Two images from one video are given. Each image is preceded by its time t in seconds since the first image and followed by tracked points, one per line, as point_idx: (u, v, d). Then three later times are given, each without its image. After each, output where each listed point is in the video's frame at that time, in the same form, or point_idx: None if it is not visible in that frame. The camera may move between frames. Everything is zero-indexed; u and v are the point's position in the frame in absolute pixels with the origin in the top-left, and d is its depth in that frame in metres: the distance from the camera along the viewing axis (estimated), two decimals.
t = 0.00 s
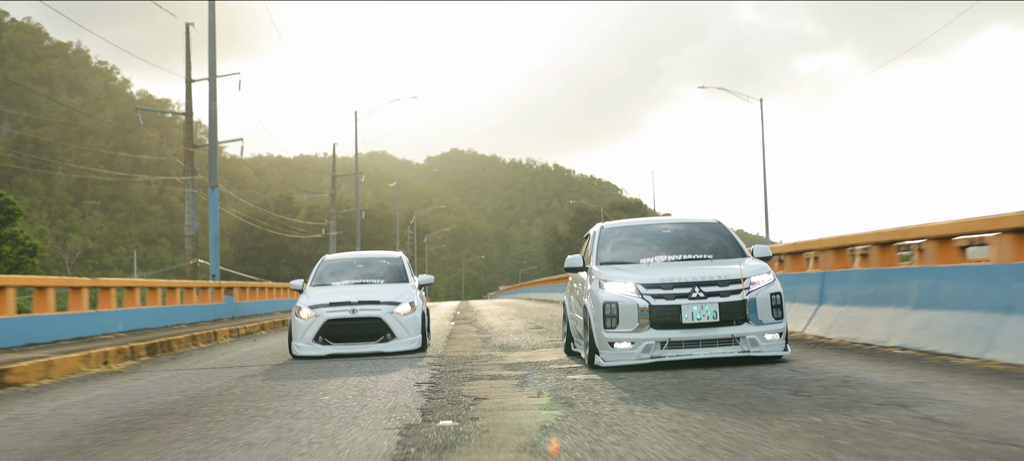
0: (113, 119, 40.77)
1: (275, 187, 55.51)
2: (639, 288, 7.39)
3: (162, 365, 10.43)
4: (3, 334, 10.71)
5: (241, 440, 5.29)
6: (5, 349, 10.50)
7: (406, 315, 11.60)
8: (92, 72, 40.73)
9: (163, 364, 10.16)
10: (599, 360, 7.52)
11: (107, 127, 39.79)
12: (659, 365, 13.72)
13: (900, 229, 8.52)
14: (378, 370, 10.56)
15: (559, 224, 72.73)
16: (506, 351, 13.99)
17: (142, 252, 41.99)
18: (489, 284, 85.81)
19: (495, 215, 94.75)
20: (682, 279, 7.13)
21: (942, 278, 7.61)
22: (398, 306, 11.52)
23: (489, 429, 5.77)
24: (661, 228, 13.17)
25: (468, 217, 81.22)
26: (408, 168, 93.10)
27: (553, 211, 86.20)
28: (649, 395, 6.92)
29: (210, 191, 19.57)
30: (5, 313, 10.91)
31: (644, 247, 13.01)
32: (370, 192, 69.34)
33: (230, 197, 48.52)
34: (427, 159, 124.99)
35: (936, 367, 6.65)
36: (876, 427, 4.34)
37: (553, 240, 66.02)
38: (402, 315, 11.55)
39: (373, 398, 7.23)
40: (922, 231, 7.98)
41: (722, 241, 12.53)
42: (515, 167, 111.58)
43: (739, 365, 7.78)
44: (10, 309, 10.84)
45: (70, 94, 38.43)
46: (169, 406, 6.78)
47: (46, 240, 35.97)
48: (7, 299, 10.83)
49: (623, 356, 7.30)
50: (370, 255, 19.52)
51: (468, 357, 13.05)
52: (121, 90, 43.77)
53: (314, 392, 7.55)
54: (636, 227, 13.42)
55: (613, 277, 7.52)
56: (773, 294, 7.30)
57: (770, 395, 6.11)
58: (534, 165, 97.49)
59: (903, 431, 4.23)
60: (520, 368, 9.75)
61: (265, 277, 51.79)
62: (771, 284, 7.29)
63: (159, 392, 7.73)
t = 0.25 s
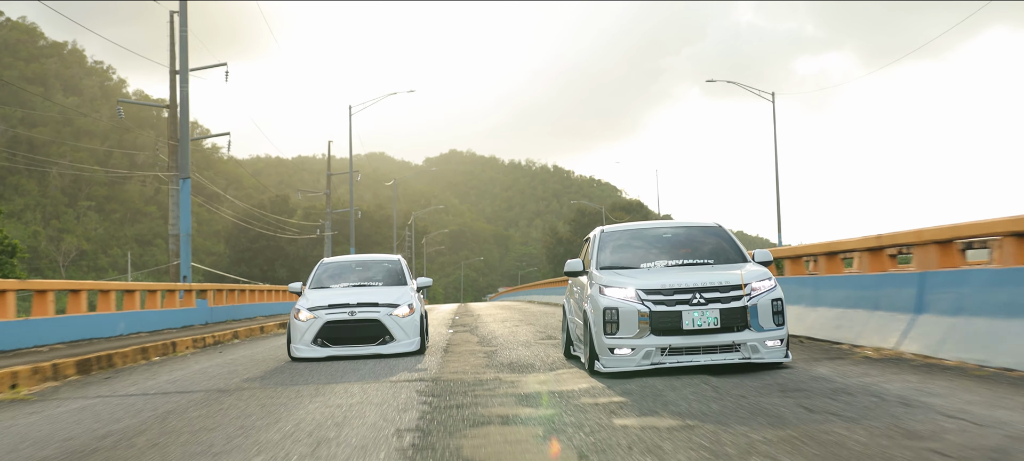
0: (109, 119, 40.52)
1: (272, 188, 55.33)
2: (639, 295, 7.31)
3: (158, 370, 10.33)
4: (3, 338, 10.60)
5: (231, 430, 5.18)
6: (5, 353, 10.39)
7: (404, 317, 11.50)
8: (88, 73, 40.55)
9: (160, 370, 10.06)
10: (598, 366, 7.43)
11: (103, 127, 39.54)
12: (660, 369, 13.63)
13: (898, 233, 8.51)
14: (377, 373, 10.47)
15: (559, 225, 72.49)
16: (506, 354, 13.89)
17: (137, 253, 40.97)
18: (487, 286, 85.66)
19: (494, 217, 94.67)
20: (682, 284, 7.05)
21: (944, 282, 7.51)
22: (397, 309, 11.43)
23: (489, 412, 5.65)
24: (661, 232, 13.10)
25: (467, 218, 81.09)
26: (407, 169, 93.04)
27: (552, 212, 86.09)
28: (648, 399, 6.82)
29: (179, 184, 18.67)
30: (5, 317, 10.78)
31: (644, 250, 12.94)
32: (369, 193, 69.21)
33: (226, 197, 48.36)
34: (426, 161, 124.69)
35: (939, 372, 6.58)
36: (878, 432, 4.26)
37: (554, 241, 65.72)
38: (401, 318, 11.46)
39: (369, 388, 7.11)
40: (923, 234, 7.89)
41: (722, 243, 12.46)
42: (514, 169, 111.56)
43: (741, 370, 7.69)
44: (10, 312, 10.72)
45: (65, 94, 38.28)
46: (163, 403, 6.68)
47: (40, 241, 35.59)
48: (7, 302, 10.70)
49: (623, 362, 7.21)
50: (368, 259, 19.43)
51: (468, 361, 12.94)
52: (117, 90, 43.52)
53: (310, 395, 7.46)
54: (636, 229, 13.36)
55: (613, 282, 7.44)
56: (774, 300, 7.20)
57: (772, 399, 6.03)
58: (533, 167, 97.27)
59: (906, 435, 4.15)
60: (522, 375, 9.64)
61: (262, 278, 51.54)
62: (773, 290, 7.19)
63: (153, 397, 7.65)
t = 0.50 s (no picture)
0: (106, 117, 40.12)
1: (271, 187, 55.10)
2: (641, 294, 7.23)
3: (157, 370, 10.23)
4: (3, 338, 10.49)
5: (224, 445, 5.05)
6: (4, 353, 10.28)
7: (404, 318, 11.40)
8: (85, 70, 40.21)
9: (157, 371, 9.96)
10: (601, 365, 7.35)
11: (99, 125, 39.27)
12: (662, 369, 13.56)
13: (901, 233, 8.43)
14: (378, 373, 10.37)
15: (560, 224, 72.24)
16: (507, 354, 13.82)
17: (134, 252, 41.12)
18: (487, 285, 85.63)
19: (494, 216, 94.57)
20: (684, 283, 6.95)
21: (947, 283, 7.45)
22: (397, 309, 11.33)
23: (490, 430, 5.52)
24: (663, 232, 13.00)
25: (467, 218, 80.88)
26: (406, 169, 92.89)
27: (552, 211, 85.90)
28: (651, 399, 6.74)
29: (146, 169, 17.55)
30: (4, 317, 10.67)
31: (646, 250, 12.84)
32: (368, 193, 69.02)
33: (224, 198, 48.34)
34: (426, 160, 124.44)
35: (945, 373, 6.51)
36: (886, 435, 4.20)
37: (555, 241, 65.46)
38: (401, 318, 11.35)
39: (363, 402, 7.01)
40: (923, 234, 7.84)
41: (723, 242, 12.36)
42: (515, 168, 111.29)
43: (746, 370, 7.63)
44: (9, 312, 10.59)
45: (61, 92, 37.97)
46: (155, 413, 6.58)
47: (34, 240, 35.09)
48: (6, 302, 10.57)
49: (625, 362, 7.12)
50: (368, 259, 19.32)
51: (469, 360, 12.83)
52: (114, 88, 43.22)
53: (307, 398, 7.36)
54: (637, 230, 13.27)
55: (615, 282, 7.35)
56: (778, 298, 7.11)
57: (777, 400, 5.96)
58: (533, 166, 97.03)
59: (914, 440, 4.09)
60: (527, 373, 9.54)
61: (259, 278, 51.20)
62: (775, 289, 7.09)
63: (149, 398, 7.54)
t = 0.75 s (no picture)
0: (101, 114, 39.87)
1: (269, 185, 54.88)
2: (645, 291, 7.15)
3: (158, 370, 10.11)
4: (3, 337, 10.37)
5: (227, 448, 4.98)
6: (4, 352, 10.15)
7: (404, 316, 11.29)
8: (80, 67, 39.95)
9: (158, 370, 9.87)
10: (604, 363, 7.26)
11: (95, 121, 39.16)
12: (667, 367, 13.49)
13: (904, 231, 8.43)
14: (378, 371, 10.25)
15: (560, 223, 71.92)
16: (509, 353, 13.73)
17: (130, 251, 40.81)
18: (487, 283, 85.49)
19: (494, 214, 94.38)
20: (688, 281, 6.88)
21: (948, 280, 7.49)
22: (396, 307, 11.21)
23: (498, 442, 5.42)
24: (666, 229, 12.92)
25: (466, 216, 80.68)
26: (405, 166, 92.73)
27: (552, 209, 85.66)
28: (657, 397, 6.67)
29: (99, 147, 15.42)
30: (5, 315, 10.56)
31: (649, 248, 12.77)
32: (366, 190, 68.83)
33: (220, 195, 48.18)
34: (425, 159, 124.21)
35: (955, 373, 6.46)
36: (901, 436, 4.14)
37: (556, 238, 65.15)
38: (400, 316, 11.23)
39: (364, 410, 6.92)
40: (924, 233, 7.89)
41: (726, 241, 12.20)
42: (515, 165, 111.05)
43: (753, 368, 7.56)
44: (10, 310, 10.45)
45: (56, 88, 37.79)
46: (155, 414, 6.49)
47: (29, 238, 34.82)
48: (8, 300, 10.43)
49: (628, 359, 7.04)
50: (368, 257, 19.21)
51: (470, 361, 12.74)
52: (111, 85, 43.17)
53: (309, 401, 7.28)
54: (638, 229, 13.18)
55: (618, 278, 7.27)
56: (781, 296, 7.05)
57: (787, 400, 5.90)
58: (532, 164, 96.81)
59: (930, 440, 4.03)
60: (530, 377, 9.46)
61: (256, 276, 50.92)
62: (779, 286, 7.04)
63: (148, 400, 7.43)
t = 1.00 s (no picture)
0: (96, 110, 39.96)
1: (266, 182, 54.73)
2: (648, 288, 7.05)
3: (156, 365, 9.96)
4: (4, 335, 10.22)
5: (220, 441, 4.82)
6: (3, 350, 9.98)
7: (401, 313, 11.14)
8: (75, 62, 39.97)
9: (155, 366, 9.75)
10: (607, 360, 7.18)
11: (90, 117, 39.23)
12: (669, 364, 13.39)
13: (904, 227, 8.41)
14: (377, 368, 10.11)
15: (560, 220, 71.75)
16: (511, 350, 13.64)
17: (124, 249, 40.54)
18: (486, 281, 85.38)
19: (493, 211, 94.28)
20: (691, 277, 6.78)
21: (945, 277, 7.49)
22: (394, 305, 11.06)
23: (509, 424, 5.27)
24: (668, 225, 12.75)
25: (465, 214, 80.55)
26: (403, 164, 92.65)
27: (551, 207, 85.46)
28: (662, 392, 6.56)
29: (41, 123, 12.29)
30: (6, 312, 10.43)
31: (651, 244, 12.62)
32: (363, 188, 68.71)
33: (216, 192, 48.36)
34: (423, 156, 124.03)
35: (966, 367, 6.34)
36: (915, 430, 4.02)
37: (556, 235, 64.89)
38: (398, 314, 11.08)
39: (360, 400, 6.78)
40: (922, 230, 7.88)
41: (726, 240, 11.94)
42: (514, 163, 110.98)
43: (759, 362, 7.45)
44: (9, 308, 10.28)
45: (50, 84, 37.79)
46: (148, 410, 6.33)
47: (22, 235, 34.61)
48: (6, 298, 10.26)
49: (631, 356, 6.96)
50: (366, 256, 19.07)
51: (469, 357, 12.62)
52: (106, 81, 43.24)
53: (305, 395, 7.11)
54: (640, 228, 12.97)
55: (621, 275, 7.17)
56: (785, 292, 6.95)
57: (797, 394, 5.77)
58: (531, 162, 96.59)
59: (944, 435, 3.91)
60: (531, 369, 9.34)
61: (252, 274, 50.64)
62: (783, 283, 6.94)
63: (144, 395, 7.31)
